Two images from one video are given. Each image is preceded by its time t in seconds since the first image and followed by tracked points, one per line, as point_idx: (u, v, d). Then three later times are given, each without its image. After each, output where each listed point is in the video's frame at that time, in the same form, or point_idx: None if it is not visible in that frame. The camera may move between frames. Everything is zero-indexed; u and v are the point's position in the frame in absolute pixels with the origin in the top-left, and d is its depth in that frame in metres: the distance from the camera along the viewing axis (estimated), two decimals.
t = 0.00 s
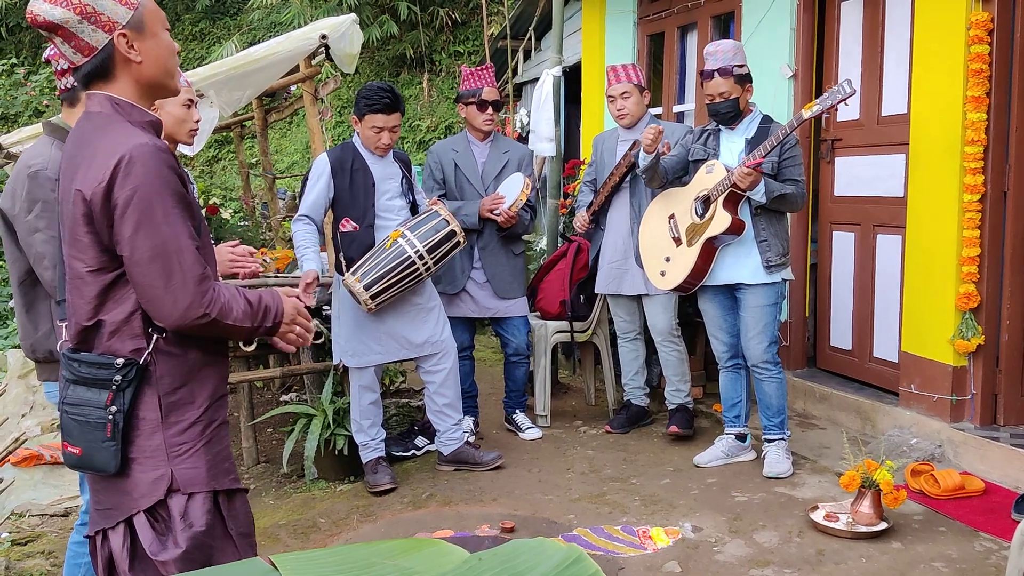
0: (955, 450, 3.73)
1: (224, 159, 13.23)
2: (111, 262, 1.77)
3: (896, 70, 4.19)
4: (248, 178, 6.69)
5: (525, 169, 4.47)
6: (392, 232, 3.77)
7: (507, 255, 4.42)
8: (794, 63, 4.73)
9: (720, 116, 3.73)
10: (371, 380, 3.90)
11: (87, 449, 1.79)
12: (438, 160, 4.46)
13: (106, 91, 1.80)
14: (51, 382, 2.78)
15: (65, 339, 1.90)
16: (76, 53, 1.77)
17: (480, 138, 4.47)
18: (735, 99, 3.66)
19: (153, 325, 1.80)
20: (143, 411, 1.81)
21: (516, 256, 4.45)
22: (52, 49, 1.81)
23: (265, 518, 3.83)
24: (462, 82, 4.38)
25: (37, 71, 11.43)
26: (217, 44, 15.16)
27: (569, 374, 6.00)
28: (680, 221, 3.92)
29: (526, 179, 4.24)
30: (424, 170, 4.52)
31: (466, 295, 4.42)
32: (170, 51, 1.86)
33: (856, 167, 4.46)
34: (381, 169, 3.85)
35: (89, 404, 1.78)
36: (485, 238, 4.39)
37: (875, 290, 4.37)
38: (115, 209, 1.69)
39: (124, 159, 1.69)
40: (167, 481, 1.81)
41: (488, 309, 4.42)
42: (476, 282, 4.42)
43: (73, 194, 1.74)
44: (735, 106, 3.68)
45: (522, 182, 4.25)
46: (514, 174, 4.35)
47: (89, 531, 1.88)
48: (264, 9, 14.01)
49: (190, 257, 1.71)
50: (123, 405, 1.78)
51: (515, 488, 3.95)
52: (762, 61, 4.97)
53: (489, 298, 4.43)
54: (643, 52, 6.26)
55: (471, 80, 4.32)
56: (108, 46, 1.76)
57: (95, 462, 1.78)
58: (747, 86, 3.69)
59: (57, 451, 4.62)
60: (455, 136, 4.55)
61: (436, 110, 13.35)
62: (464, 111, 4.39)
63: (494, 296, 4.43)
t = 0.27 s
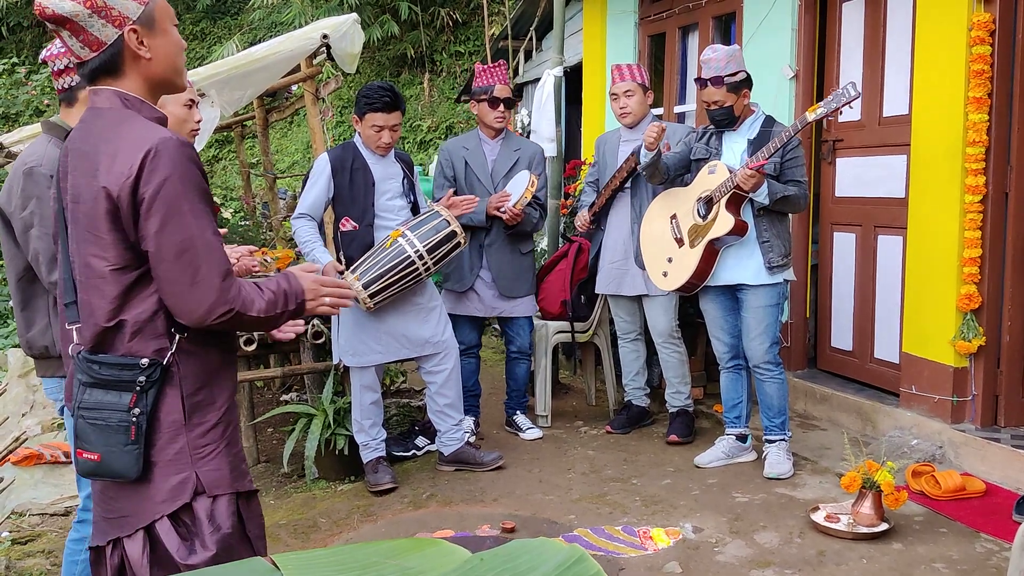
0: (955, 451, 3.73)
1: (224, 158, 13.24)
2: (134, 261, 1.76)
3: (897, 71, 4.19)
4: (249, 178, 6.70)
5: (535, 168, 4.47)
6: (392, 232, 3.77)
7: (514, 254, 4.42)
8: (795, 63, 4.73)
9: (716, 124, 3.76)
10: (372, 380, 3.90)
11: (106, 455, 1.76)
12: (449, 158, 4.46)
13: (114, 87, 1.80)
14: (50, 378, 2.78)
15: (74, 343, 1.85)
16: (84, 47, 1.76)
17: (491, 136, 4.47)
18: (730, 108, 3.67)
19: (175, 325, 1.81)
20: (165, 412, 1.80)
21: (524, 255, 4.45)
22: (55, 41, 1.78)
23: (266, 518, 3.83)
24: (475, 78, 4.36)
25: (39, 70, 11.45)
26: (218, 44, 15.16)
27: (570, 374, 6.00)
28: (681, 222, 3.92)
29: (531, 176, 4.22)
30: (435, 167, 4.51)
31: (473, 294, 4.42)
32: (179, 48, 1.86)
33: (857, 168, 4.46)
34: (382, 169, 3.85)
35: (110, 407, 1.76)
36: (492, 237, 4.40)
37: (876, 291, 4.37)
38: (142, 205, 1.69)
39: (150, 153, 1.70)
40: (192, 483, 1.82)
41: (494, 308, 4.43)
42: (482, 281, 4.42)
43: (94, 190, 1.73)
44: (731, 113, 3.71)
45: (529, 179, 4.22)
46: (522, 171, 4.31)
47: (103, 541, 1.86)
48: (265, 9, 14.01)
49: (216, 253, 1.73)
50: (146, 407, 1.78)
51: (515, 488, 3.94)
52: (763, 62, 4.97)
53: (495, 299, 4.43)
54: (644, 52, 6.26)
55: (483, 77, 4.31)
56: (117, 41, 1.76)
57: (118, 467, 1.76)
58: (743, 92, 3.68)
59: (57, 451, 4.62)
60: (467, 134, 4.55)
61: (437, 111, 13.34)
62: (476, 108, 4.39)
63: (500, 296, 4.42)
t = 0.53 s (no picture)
0: (955, 452, 3.73)
1: (225, 158, 13.24)
2: (160, 260, 1.76)
3: (898, 72, 4.19)
4: (250, 177, 6.69)
5: (549, 172, 4.48)
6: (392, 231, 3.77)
7: (526, 256, 4.41)
8: (796, 64, 4.73)
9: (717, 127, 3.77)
10: (372, 379, 3.89)
11: (127, 459, 1.75)
12: (464, 157, 4.45)
13: (123, 83, 1.79)
14: (51, 376, 2.79)
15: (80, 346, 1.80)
16: (93, 40, 1.74)
17: (508, 138, 4.46)
18: (731, 110, 3.68)
19: (193, 323, 1.82)
20: (183, 414, 1.80)
21: (536, 258, 4.44)
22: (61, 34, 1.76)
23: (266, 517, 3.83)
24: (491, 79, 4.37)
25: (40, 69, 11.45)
26: (219, 43, 15.15)
27: (570, 374, 6.00)
28: (685, 222, 3.91)
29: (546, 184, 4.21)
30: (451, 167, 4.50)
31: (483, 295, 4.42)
32: (183, 44, 1.86)
33: (858, 168, 4.46)
34: (383, 168, 3.85)
35: (129, 411, 1.74)
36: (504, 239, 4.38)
37: (877, 291, 4.37)
38: (179, 207, 1.70)
39: (181, 153, 1.70)
40: (209, 489, 1.83)
41: (500, 307, 4.42)
42: (492, 283, 4.42)
43: (119, 189, 1.71)
44: (731, 116, 3.71)
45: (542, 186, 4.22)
46: (534, 178, 4.30)
47: (108, 549, 1.83)
48: (267, 8, 14.00)
49: (252, 248, 1.79)
50: (166, 408, 1.77)
51: (515, 488, 3.94)
52: (765, 62, 4.97)
53: (503, 297, 4.42)
54: (645, 52, 6.26)
55: (501, 78, 4.32)
56: (128, 35, 1.75)
57: (139, 471, 1.75)
58: (743, 94, 3.68)
59: (58, 450, 4.61)
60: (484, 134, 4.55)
61: (438, 111, 13.34)
62: (495, 109, 4.40)
63: (508, 296, 4.42)
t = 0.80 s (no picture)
0: (954, 453, 3.73)
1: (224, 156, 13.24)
2: (164, 263, 1.76)
3: (898, 71, 4.19)
4: (249, 176, 6.69)
5: (553, 171, 4.48)
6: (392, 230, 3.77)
7: (529, 256, 4.40)
8: (796, 64, 4.73)
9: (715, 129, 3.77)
10: (370, 378, 3.89)
11: (129, 466, 1.75)
12: (469, 154, 4.46)
13: (132, 82, 1.79)
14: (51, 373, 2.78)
15: (81, 349, 1.79)
16: (104, 37, 1.74)
17: (512, 135, 4.46)
18: (729, 112, 3.68)
19: (194, 328, 1.82)
20: (186, 420, 1.81)
21: (539, 258, 4.43)
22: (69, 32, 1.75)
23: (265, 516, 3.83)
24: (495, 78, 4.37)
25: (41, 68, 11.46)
26: (219, 42, 15.14)
27: (569, 373, 6.00)
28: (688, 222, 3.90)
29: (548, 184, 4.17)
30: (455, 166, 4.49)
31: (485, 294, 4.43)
32: (192, 46, 1.87)
33: (857, 168, 4.46)
34: (382, 167, 3.85)
35: (132, 417, 1.74)
36: (506, 235, 4.40)
37: (876, 291, 4.37)
38: (186, 207, 1.70)
39: (192, 155, 1.70)
40: (214, 493, 1.84)
41: (499, 306, 4.42)
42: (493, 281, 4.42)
43: (130, 189, 1.71)
44: (730, 117, 3.71)
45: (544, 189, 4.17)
46: (538, 179, 4.28)
47: (108, 558, 1.82)
48: (266, 6, 13.99)
49: (253, 257, 1.80)
50: (169, 414, 1.78)
51: (514, 487, 3.94)
52: (765, 62, 4.97)
53: (505, 296, 4.42)
54: (645, 52, 6.26)
55: (506, 77, 4.32)
56: (141, 33, 1.76)
57: (141, 477, 1.75)
58: (742, 95, 3.68)
59: (56, 448, 4.60)
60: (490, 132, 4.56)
61: (437, 110, 13.33)
62: (499, 107, 4.40)
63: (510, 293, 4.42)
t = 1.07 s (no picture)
0: (951, 452, 3.74)
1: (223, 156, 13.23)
2: (163, 263, 1.76)
3: (896, 71, 4.19)
4: (248, 175, 6.69)
5: (547, 169, 4.47)
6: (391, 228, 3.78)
7: (524, 254, 4.40)
8: (794, 64, 4.73)
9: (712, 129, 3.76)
10: (369, 377, 3.89)
11: (126, 466, 1.75)
12: (463, 155, 4.47)
13: (128, 81, 1.79)
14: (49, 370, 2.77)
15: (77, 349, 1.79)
16: (101, 34, 1.74)
17: (506, 134, 4.46)
18: (726, 112, 3.68)
19: (192, 328, 1.83)
20: (183, 420, 1.81)
21: (534, 255, 4.42)
22: (65, 27, 1.75)
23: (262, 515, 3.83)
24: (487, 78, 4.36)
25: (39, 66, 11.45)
26: (217, 41, 15.13)
27: (567, 373, 6.01)
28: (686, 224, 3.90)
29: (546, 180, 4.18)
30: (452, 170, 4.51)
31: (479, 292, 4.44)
32: (188, 47, 1.88)
33: (855, 168, 4.46)
34: (382, 165, 3.85)
35: (129, 417, 1.75)
36: (501, 233, 4.40)
37: (874, 291, 4.38)
38: (185, 206, 1.70)
39: (191, 155, 1.70)
40: (212, 492, 1.84)
41: (496, 305, 4.43)
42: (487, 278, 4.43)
43: (128, 189, 1.71)
44: (727, 117, 3.71)
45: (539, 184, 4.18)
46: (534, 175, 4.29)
47: (104, 558, 1.82)
48: (265, 6, 13.98)
49: (250, 254, 1.80)
50: (167, 414, 1.78)
51: (512, 487, 3.94)
52: (763, 62, 4.97)
53: (501, 295, 4.43)
54: (643, 52, 6.26)
55: (496, 76, 4.31)
56: (138, 31, 1.76)
57: (140, 478, 1.76)
58: (737, 95, 3.68)
59: (54, 447, 4.57)
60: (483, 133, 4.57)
61: (436, 109, 13.33)
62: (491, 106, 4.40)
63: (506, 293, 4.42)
